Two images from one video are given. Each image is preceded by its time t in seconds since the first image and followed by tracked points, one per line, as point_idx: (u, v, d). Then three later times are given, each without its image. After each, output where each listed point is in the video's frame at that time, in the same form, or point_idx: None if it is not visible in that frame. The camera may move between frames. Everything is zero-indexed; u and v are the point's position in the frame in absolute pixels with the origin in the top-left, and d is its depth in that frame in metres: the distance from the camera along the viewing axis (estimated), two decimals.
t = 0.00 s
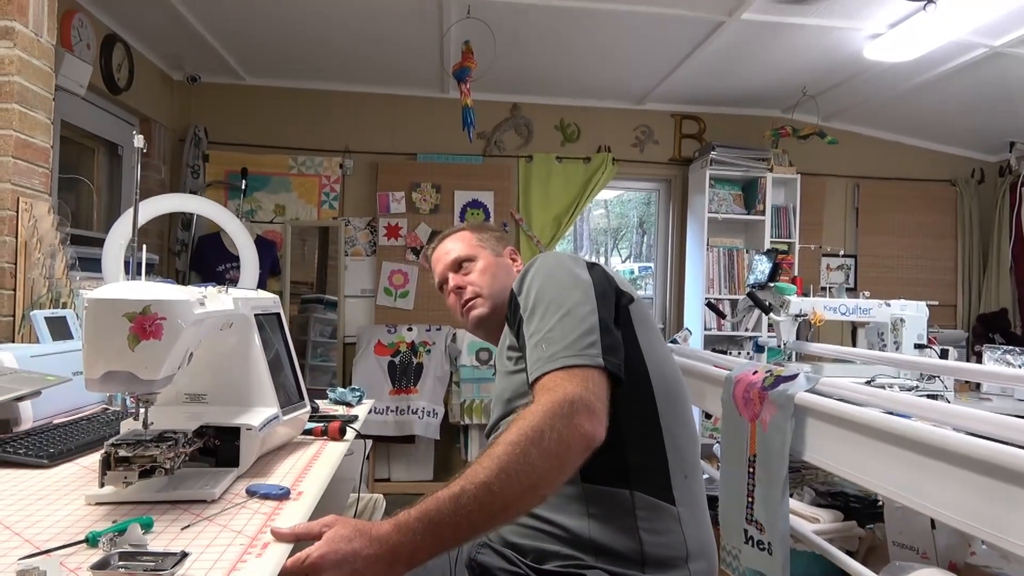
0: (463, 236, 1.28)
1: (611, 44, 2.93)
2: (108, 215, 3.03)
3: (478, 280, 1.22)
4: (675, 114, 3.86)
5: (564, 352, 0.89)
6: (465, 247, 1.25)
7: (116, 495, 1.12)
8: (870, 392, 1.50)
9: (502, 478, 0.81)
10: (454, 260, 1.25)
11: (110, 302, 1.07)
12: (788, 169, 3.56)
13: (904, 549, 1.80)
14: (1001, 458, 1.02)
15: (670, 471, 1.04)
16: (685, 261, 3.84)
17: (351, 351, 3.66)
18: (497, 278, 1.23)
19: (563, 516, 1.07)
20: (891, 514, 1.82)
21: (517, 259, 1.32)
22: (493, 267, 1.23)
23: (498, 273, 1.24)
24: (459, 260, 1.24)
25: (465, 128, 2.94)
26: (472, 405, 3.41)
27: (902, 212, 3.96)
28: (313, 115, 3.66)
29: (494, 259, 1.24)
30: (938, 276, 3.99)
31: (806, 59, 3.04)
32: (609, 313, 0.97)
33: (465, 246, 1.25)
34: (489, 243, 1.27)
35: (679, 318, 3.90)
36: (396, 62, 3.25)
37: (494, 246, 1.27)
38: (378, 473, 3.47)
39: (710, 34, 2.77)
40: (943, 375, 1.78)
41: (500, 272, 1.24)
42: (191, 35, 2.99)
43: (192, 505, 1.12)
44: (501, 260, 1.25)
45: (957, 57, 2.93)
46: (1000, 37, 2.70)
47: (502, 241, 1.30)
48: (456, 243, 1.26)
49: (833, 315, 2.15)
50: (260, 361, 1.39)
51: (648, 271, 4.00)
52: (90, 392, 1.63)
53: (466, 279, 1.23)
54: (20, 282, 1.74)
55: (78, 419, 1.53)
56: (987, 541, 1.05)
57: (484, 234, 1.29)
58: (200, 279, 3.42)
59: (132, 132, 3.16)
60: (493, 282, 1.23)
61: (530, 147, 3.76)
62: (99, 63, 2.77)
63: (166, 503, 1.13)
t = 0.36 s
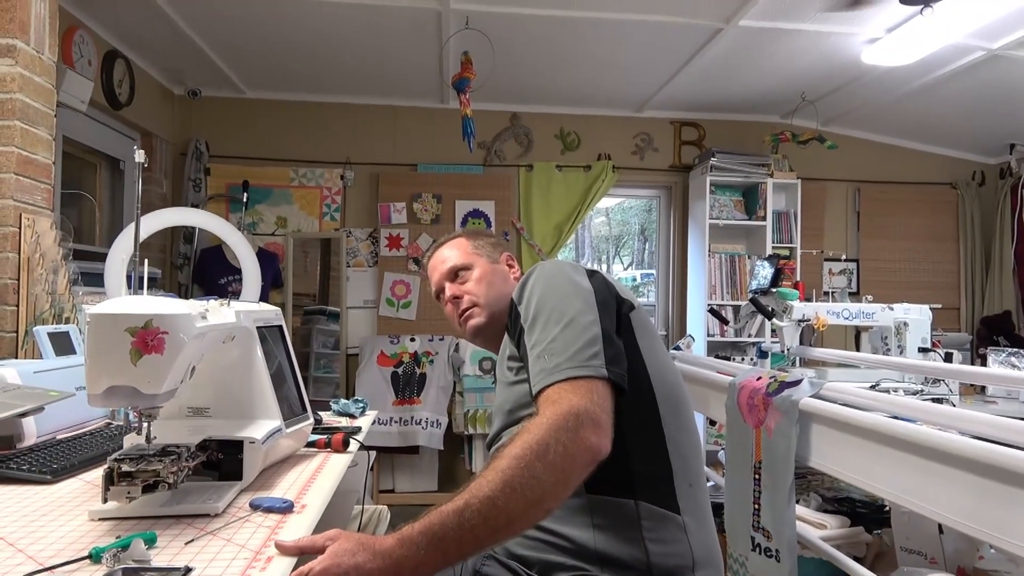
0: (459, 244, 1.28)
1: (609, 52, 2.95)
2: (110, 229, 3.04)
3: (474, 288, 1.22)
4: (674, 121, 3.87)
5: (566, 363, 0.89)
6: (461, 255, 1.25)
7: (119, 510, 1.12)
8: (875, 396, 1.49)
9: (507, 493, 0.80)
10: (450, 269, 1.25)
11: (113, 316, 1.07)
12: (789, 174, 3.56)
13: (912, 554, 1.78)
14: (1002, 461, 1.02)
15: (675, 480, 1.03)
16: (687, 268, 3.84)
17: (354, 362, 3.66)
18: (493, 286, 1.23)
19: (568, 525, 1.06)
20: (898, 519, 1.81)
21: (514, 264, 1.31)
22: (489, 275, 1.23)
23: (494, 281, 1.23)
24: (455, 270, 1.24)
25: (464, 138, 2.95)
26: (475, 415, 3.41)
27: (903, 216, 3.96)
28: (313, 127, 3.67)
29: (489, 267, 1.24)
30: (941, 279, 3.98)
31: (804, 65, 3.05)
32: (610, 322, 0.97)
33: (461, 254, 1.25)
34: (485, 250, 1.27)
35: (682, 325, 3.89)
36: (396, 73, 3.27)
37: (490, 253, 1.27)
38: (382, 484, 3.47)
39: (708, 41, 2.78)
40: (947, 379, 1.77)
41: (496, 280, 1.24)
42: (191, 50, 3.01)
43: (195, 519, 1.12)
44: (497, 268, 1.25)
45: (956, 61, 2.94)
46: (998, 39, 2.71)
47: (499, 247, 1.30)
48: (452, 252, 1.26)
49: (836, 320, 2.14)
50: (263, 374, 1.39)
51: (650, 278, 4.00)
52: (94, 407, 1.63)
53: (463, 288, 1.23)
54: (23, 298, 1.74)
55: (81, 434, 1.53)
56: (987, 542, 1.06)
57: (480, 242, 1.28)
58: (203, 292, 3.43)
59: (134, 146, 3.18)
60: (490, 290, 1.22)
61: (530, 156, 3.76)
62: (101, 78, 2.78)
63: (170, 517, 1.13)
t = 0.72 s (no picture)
0: (460, 248, 1.27)
1: (612, 57, 2.95)
2: (113, 236, 3.04)
3: (478, 294, 1.22)
4: (677, 125, 3.87)
5: (574, 368, 0.88)
6: (463, 259, 1.25)
7: (123, 517, 1.11)
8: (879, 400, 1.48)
9: (515, 500, 0.80)
10: (452, 274, 1.24)
11: (116, 323, 1.07)
12: (792, 178, 3.55)
13: (920, 559, 1.77)
14: (999, 461, 1.03)
15: (684, 486, 1.02)
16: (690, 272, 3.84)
17: (357, 368, 3.65)
18: (497, 291, 1.23)
19: (576, 532, 1.06)
20: (905, 523, 1.80)
21: (517, 268, 1.31)
22: (492, 280, 1.23)
23: (497, 286, 1.23)
24: (458, 275, 1.24)
25: (467, 143, 2.95)
26: (479, 420, 3.40)
27: (906, 219, 3.96)
28: (316, 133, 3.68)
29: (492, 272, 1.24)
30: (945, 282, 3.97)
31: (807, 69, 3.05)
32: (617, 326, 0.96)
33: (464, 259, 1.25)
34: (488, 254, 1.26)
35: (685, 329, 3.88)
36: (398, 79, 3.27)
37: (493, 257, 1.26)
38: (386, 490, 3.46)
39: (711, 45, 2.78)
40: (953, 382, 1.76)
41: (499, 284, 1.23)
42: (193, 56, 3.01)
43: (200, 526, 1.11)
44: (499, 272, 1.25)
45: (958, 64, 2.94)
46: (1001, 42, 2.71)
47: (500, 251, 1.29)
48: (455, 256, 1.26)
49: (840, 324, 2.14)
50: (267, 379, 1.39)
51: (653, 283, 4.00)
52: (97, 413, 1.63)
53: (466, 293, 1.22)
54: (26, 305, 1.75)
55: (84, 441, 1.53)
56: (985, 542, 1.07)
57: (481, 246, 1.28)
58: (206, 298, 3.43)
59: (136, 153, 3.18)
60: (493, 296, 1.22)
61: (533, 161, 3.77)
62: (103, 85, 2.79)
63: (174, 524, 1.12)
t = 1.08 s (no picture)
0: (476, 218, 1.27)
1: (625, 40, 2.92)
2: (127, 219, 3.05)
3: (489, 267, 1.21)
4: (690, 110, 3.84)
5: (592, 359, 0.88)
6: (478, 231, 1.24)
7: (138, 495, 1.12)
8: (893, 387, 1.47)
9: (532, 491, 0.80)
10: (466, 245, 1.24)
11: (131, 302, 1.07)
12: (806, 164, 3.52)
13: (931, 546, 1.76)
14: (1001, 445, 1.05)
15: (697, 473, 1.02)
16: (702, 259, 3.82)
17: (368, 352, 3.67)
18: (510, 265, 1.22)
19: (585, 515, 1.06)
20: (917, 510, 1.79)
21: (535, 241, 1.29)
22: (505, 254, 1.22)
23: (511, 260, 1.22)
24: (471, 247, 1.24)
25: (479, 127, 2.94)
26: (489, 405, 3.41)
27: (922, 206, 3.91)
28: (327, 118, 3.68)
29: (506, 245, 1.23)
30: (960, 270, 3.93)
31: (824, 52, 3.02)
32: (633, 314, 0.95)
33: (478, 231, 1.25)
34: (503, 227, 1.25)
35: (697, 316, 3.87)
36: (409, 63, 3.25)
37: (509, 230, 1.25)
38: (396, 473, 3.48)
39: (726, 28, 2.75)
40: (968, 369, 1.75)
41: (512, 259, 1.23)
42: (205, 40, 3.01)
43: (215, 505, 1.12)
44: (513, 246, 1.24)
45: (978, 48, 2.90)
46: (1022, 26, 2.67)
47: (518, 223, 1.28)
48: (470, 227, 1.26)
49: (854, 311, 2.12)
50: (280, 361, 1.39)
51: (664, 270, 3.99)
52: (112, 393, 1.64)
53: (478, 266, 1.23)
54: (41, 286, 1.77)
55: (100, 420, 1.54)
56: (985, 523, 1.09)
57: (498, 217, 1.27)
58: (218, 282, 3.44)
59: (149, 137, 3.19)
60: (504, 270, 1.21)
61: (545, 146, 3.75)
62: (116, 68, 2.79)
63: (189, 502, 1.13)
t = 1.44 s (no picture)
0: (508, 172, 1.22)
1: (645, 23, 2.88)
2: (147, 208, 3.07)
3: (518, 230, 1.19)
4: (710, 94, 3.79)
5: (637, 372, 0.85)
6: (508, 188, 1.20)
7: (164, 482, 1.14)
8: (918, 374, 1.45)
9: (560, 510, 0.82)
10: (495, 204, 1.21)
11: (154, 291, 1.08)
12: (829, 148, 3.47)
13: (954, 535, 1.74)
14: (1004, 429, 1.08)
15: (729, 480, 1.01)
16: (721, 245, 3.79)
17: (387, 339, 3.68)
18: (540, 229, 1.19)
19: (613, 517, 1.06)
20: (940, 499, 1.77)
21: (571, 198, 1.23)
22: (535, 216, 1.19)
23: (541, 223, 1.19)
24: (501, 205, 1.21)
25: (497, 113, 2.92)
26: (508, 392, 3.43)
27: (947, 190, 3.85)
28: (344, 105, 3.67)
29: (537, 207, 1.19)
30: (985, 255, 3.87)
31: (849, 34, 2.95)
32: (677, 320, 0.92)
33: (508, 188, 1.20)
34: (535, 185, 1.20)
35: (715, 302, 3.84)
36: (426, 49, 3.23)
37: (543, 188, 1.20)
38: (415, 459, 3.51)
39: (748, 10, 2.70)
40: (992, 357, 1.73)
41: (542, 222, 1.19)
42: (221, 27, 3.00)
43: (239, 491, 1.13)
44: (545, 207, 1.20)
45: (1010, 28, 2.82)
46: None
47: (554, 178, 1.22)
48: (501, 182, 1.22)
49: (877, 298, 2.10)
50: (302, 348, 1.40)
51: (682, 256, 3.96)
52: (137, 381, 1.67)
53: (506, 228, 1.20)
54: (65, 274, 1.79)
55: (125, 407, 1.56)
56: (987, 502, 1.12)
57: (531, 173, 1.21)
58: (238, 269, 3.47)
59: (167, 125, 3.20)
60: (534, 234, 1.19)
61: (563, 132, 3.73)
62: (135, 57, 2.80)
63: (213, 489, 1.14)
